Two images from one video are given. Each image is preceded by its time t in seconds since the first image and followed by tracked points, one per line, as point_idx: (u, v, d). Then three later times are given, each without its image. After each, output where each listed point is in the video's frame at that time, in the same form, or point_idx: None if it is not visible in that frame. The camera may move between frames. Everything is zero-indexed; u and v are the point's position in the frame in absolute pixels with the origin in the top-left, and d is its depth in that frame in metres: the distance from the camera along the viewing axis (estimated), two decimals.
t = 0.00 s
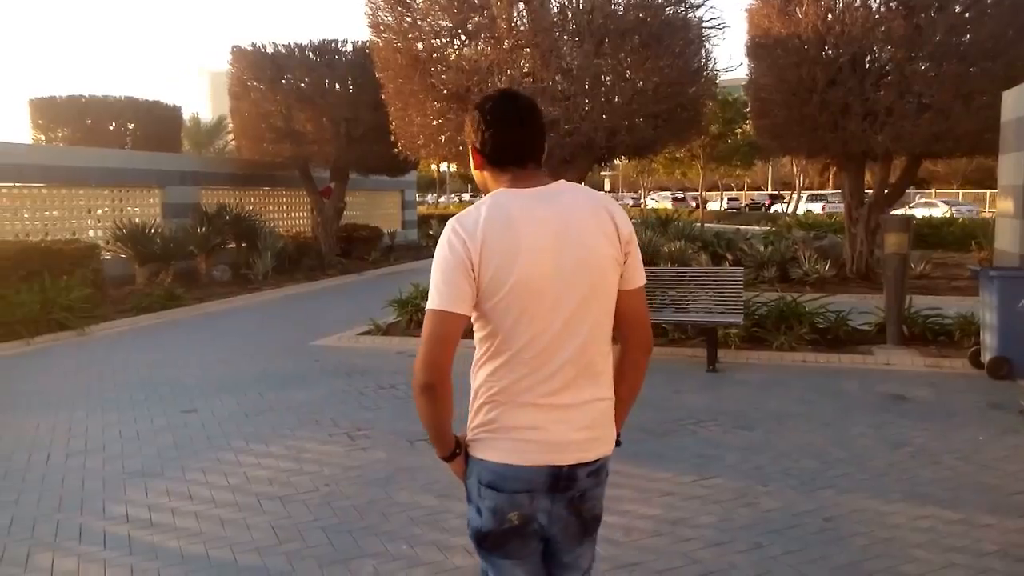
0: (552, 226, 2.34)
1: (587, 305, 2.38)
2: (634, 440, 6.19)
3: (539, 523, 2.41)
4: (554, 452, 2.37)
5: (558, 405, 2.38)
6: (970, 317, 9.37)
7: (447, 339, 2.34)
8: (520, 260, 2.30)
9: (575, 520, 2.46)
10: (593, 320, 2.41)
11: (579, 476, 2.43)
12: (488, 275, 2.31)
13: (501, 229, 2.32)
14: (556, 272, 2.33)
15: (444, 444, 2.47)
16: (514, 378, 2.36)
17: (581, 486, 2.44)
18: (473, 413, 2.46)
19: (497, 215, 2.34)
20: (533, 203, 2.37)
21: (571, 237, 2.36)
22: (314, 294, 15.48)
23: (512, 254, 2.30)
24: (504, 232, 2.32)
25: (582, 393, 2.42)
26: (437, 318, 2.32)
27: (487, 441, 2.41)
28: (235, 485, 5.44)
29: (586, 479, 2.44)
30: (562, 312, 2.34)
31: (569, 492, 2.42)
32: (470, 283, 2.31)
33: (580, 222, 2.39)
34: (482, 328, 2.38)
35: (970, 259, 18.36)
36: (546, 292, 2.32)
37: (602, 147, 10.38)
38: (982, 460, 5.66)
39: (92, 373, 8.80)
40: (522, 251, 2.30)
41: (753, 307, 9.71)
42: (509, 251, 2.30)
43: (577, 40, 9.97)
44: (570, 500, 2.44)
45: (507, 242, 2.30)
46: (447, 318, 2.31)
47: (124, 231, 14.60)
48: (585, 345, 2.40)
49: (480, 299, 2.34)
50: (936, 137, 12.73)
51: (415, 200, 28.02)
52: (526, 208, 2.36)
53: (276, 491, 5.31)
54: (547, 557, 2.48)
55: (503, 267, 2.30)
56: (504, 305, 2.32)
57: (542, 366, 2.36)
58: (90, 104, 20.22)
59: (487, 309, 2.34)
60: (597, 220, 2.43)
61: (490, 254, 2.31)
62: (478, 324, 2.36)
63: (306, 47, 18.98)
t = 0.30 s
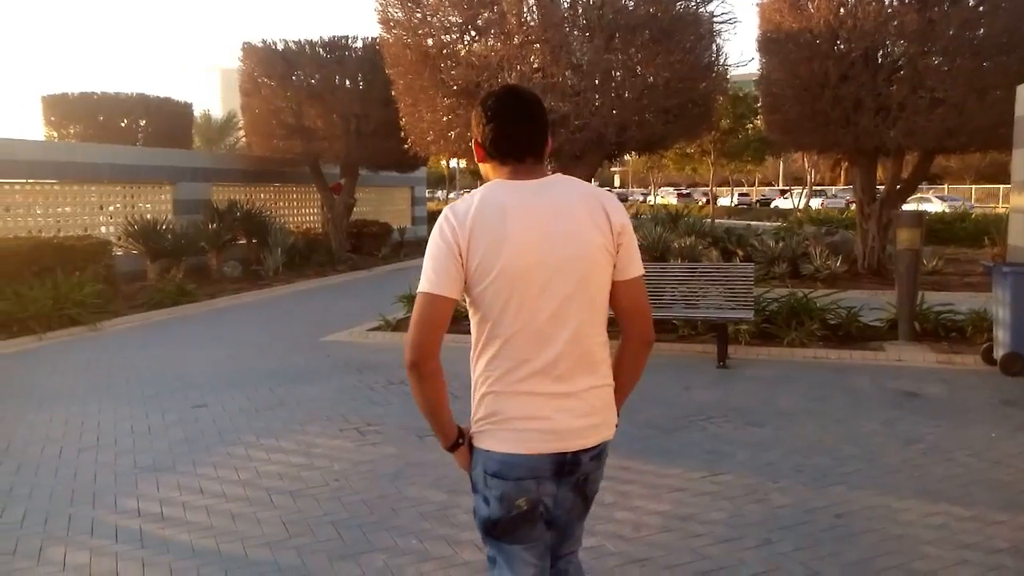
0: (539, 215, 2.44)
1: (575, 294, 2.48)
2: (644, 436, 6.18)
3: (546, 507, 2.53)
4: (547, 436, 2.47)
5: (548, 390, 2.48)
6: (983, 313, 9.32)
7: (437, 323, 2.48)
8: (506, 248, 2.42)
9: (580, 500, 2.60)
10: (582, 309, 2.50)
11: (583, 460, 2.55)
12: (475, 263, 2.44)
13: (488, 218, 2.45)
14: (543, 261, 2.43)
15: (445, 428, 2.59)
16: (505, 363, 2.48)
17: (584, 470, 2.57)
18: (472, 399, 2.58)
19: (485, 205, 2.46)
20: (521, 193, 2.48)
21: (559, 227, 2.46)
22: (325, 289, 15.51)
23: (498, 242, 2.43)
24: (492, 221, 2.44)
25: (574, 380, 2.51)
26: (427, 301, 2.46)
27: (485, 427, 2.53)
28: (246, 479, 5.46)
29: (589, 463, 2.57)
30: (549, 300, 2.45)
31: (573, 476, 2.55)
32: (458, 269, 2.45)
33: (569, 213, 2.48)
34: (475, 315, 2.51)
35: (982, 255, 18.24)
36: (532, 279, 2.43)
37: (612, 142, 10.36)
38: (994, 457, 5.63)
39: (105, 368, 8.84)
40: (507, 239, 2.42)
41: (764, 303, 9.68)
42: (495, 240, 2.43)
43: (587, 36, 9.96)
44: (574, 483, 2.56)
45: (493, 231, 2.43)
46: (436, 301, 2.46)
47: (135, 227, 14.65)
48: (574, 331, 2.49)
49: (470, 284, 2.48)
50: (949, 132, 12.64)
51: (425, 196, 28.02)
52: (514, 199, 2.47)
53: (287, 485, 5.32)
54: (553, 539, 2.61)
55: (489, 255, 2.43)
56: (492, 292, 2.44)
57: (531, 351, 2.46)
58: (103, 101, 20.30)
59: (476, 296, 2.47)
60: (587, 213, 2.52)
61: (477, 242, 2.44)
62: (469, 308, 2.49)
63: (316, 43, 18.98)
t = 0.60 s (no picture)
0: (536, 206, 2.48)
1: (571, 283, 2.51)
2: (655, 430, 6.17)
3: (548, 489, 2.57)
4: (544, 420, 2.51)
5: (544, 376, 2.52)
6: (996, 308, 9.26)
7: (437, 308, 2.54)
8: (502, 237, 2.47)
9: (582, 483, 2.63)
10: (578, 297, 2.53)
11: (583, 444, 2.58)
12: (472, 251, 2.49)
13: (485, 208, 2.50)
14: (540, 250, 2.47)
15: (446, 414, 2.64)
16: (501, 349, 2.52)
17: (585, 452, 2.60)
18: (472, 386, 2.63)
19: (485, 195, 2.51)
20: (519, 185, 2.52)
21: (554, 217, 2.50)
22: (336, 282, 15.53)
23: (494, 231, 2.47)
24: (489, 211, 2.49)
25: (572, 366, 2.54)
26: (427, 288, 2.52)
27: (486, 412, 2.56)
28: (258, 471, 5.48)
29: (589, 446, 2.60)
30: (546, 287, 2.48)
31: (574, 459, 2.58)
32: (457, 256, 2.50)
33: (566, 204, 2.52)
34: (473, 303, 2.56)
35: (996, 249, 18.13)
36: (527, 267, 2.47)
37: (623, 135, 10.32)
38: (1007, 452, 5.59)
39: (118, 360, 8.89)
40: (503, 227, 2.47)
41: (776, 297, 9.65)
42: (491, 229, 2.48)
43: (598, 28, 9.93)
44: (575, 466, 2.60)
45: (490, 220, 2.48)
46: (437, 287, 2.52)
47: (147, 219, 14.70)
48: (570, 319, 2.52)
49: (470, 272, 2.53)
50: (963, 125, 12.54)
51: (435, 189, 28.01)
52: (513, 190, 2.51)
53: (298, 477, 5.34)
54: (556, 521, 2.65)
55: (487, 242, 2.47)
56: (488, 280, 2.49)
57: (527, 337, 2.50)
58: (114, 94, 20.35)
59: (474, 284, 2.52)
60: (583, 204, 2.56)
61: (475, 230, 2.49)
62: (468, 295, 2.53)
63: (327, 36, 18.96)
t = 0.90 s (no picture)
0: (539, 204, 2.53)
1: (571, 279, 2.55)
2: (662, 427, 6.16)
3: (549, 477, 2.60)
4: (543, 412, 2.55)
5: (543, 370, 2.56)
6: (1007, 305, 9.21)
7: (442, 302, 2.59)
8: (504, 234, 2.52)
9: (583, 472, 2.66)
10: (577, 293, 2.57)
11: (582, 433, 2.62)
12: (475, 247, 2.54)
13: (489, 206, 2.55)
14: (542, 246, 2.52)
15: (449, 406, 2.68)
16: (502, 343, 2.56)
17: (584, 442, 2.63)
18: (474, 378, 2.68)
19: (489, 193, 2.55)
20: (523, 183, 2.57)
21: (556, 216, 2.54)
22: (346, 279, 15.55)
23: (497, 228, 2.52)
24: (492, 208, 2.54)
25: (571, 359, 2.59)
26: (433, 282, 2.58)
27: (488, 403, 2.60)
28: (265, 466, 5.48)
29: (588, 436, 2.64)
30: (547, 283, 2.53)
31: (574, 447, 2.62)
32: (462, 252, 2.55)
33: (567, 203, 2.57)
34: (476, 297, 2.61)
35: (1006, 247, 18.05)
36: (529, 263, 2.52)
37: (631, 132, 10.29)
38: (1016, 450, 5.56)
39: (127, 355, 8.91)
40: (506, 224, 2.52)
41: (784, 294, 9.62)
42: (494, 225, 2.53)
43: (606, 24, 9.90)
44: (575, 455, 2.63)
45: (493, 217, 2.53)
46: (442, 283, 2.57)
47: (156, 216, 14.74)
48: (570, 315, 2.56)
49: (473, 267, 2.58)
50: (974, 121, 12.47)
51: (443, 186, 28.00)
52: (516, 188, 2.56)
53: (305, 472, 5.34)
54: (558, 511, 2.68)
55: (490, 239, 2.53)
56: (491, 275, 2.54)
57: (527, 331, 2.54)
58: (124, 90, 20.40)
59: (476, 278, 2.57)
60: (585, 203, 2.60)
61: (479, 227, 2.54)
62: (471, 290, 2.58)
63: (336, 33, 18.93)
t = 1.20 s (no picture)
0: (547, 202, 2.61)
1: (575, 274, 2.63)
2: (667, 425, 6.16)
3: (552, 464, 2.67)
4: (546, 401, 2.62)
5: (547, 361, 2.64)
6: (1013, 303, 9.19)
7: (450, 293, 2.66)
8: (513, 229, 2.59)
9: (585, 459, 2.73)
10: (581, 288, 2.65)
11: (584, 421, 2.69)
12: (485, 241, 2.62)
13: (498, 202, 2.62)
14: (548, 242, 2.60)
15: (455, 394, 2.75)
16: (508, 334, 2.64)
17: (586, 430, 2.70)
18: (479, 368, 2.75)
19: (497, 190, 2.63)
20: (531, 181, 2.65)
21: (563, 213, 2.62)
22: (352, 277, 15.57)
23: (506, 224, 2.60)
24: (502, 204, 2.62)
25: (572, 350, 2.66)
26: (442, 273, 2.64)
27: (493, 392, 2.67)
28: (271, 464, 5.49)
29: (590, 424, 2.71)
30: (552, 278, 2.61)
31: (576, 435, 2.68)
32: (470, 246, 2.63)
33: (574, 201, 2.65)
34: (483, 290, 2.68)
35: (1012, 245, 18.00)
36: (535, 257, 2.60)
37: (636, 130, 10.29)
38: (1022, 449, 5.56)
39: (133, 354, 8.94)
40: (514, 220, 2.60)
41: (790, 292, 9.60)
42: (503, 221, 2.60)
43: (611, 22, 9.89)
44: (578, 442, 2.70)
45: (503, 212, 2.60)
46: (451, 275, 2.64)
47: (161, 215, 14.76)
48: (573, 308, 2.64)
49: (481, 260, 2.65)
50: (979, 119, 12.44)
51: (447, 184, 28.00)
52: (525, 185, 2.63)
53: (311, 470, 5.35)
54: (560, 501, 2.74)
55: (498, 234, 2.60)
56: (498, 268, 2.61)
57: (532, 323, 2.62)
58: (129, 90, 20.45)
59: (484, 271, 2.64)
60: (590, 201, 2.68)
61: (488, 222, 2.61)
62: (480, 282, 2.65)
63: (340, 31, 18.91)
